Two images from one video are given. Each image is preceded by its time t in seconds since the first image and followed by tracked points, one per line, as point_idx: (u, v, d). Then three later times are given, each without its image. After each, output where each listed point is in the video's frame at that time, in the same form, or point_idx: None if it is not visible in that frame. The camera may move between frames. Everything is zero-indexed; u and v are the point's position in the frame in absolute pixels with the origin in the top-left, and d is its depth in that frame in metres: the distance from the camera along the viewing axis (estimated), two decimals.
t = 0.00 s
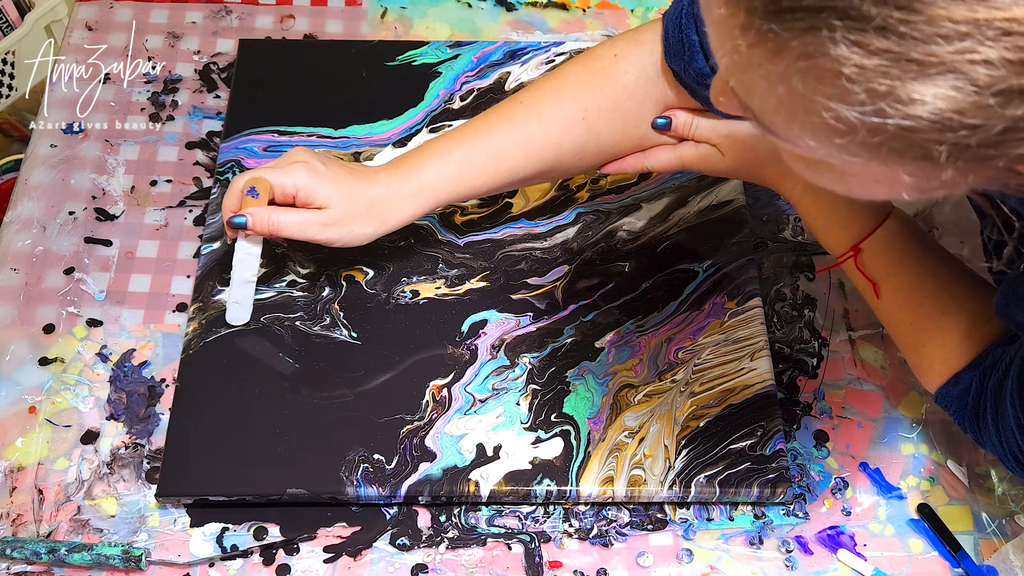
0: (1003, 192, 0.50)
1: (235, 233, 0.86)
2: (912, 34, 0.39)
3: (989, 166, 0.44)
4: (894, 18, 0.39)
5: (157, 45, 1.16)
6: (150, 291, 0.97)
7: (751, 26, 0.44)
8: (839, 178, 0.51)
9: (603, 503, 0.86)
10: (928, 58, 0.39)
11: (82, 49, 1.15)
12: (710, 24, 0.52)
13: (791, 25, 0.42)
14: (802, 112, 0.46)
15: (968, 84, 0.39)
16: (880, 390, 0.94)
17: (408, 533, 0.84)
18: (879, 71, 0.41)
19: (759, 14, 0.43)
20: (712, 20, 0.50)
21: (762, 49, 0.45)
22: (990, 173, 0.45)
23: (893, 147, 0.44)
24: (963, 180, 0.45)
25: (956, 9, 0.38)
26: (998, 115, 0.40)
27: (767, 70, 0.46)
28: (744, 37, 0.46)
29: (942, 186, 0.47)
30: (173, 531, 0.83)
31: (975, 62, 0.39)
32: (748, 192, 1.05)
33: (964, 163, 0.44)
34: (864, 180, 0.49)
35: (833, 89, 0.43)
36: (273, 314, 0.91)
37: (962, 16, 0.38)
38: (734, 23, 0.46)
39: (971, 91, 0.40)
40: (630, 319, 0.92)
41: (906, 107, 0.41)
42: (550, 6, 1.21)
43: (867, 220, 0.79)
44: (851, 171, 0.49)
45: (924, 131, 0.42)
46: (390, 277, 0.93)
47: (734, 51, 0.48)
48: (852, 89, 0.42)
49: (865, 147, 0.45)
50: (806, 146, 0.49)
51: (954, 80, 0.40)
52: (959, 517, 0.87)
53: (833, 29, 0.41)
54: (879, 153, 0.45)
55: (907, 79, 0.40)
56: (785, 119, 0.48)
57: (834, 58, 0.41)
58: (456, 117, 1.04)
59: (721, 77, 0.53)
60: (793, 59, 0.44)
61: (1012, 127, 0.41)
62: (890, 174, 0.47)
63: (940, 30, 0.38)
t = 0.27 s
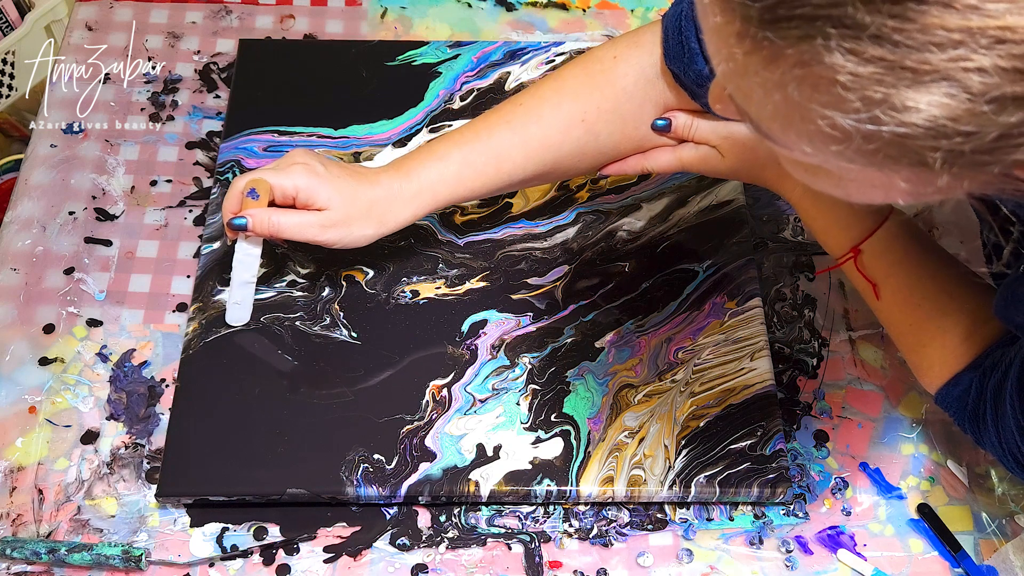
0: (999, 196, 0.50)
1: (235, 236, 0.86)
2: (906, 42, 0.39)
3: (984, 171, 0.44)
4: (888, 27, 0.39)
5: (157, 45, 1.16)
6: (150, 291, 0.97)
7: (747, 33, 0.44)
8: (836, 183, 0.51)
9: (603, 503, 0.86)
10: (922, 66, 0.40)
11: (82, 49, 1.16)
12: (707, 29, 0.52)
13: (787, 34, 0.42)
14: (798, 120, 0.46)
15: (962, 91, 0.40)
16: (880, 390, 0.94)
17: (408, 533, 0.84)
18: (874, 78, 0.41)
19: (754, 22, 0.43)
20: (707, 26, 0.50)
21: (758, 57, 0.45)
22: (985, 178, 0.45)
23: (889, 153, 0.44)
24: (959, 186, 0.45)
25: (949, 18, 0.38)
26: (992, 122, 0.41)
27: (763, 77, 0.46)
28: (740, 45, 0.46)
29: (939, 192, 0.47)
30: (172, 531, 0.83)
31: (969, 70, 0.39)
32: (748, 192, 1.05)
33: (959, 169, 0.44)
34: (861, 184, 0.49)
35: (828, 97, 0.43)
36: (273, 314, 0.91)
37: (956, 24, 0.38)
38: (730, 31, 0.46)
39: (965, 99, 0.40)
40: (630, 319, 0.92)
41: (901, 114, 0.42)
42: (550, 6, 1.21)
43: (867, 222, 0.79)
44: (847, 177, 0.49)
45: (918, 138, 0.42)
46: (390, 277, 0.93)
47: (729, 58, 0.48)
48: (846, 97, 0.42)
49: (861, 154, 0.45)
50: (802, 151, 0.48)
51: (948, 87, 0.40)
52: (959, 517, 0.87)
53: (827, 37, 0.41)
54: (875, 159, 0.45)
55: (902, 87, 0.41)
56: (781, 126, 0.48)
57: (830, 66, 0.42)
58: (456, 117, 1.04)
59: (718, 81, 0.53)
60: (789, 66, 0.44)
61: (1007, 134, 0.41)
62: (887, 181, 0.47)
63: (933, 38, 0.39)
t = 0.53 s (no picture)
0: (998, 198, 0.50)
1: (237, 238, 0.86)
2: (901, 47, 0.39)
3: (980, 175, 0.44)
4: (884, 32, 0.39)
5: (157, 45, 1.16)
6: (150, 291, 0.97)
7: (743, 38, 0.44)
8: (834, 185, 0.51)
9: (603, 503, 0.86)
10: (918, 71, 0.39)
11: (82, 49, 1.16)
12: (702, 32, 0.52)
13: (783, 39, 0.42)
14: (795, 125, 0.46)
15: (958, 96, 0.40)
16: (880, 390, 0.94)
17: (408, 533, 0.84)
18: (870, 83, 0.41)
19: (751, 27, 0.43)
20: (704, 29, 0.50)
21: (754, 61, 0.44)
22: (982, 181, 0.45)
23: (885, 157, 0.44)
24: (956, 189, 0.45)
25: (944, 23, 0.38)
26: (987, 126, 0.41)
27: (760, 82, 0.45)
28: (737, 49, 0.45)
29: (936, 195, 0.47)
30: (172, 531, 0.83)
31: (965, 75, 0.39)
32: (748, 192, 1.05)
33: (956, 173, 0.44)
34: (859, 187, 0.49)
35: (824, 102, 0.43)
36: (273, 314, 0.91)
37: (951, 30, 0.38)
38: (727, 35, 0.45)
39: (961, 103, 0.40)
40: (630, 319, 0.92)
41: (898, 119, 0.42)
42: (550, 6, 1.21)
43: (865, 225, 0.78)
44: (844, 180, 0.49)
45: (914, 142, 0.42)
46: (390, 277, 0.93)
47: (726, 62, 0.48)
48: (842, 102, 0.42)
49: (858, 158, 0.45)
50: (800, 154, 0.48)
51: (944, 92, 0.40)
52: (959, 517, 0.87)
53: (823, 42, 0.41)
54: (873, 163, 0.45)
55: (898, 91, 0.40)
56: (778, 130, 0.48)
57: (825, 71, 0.41)
58: (456, 117, 1.04)
59: (717, 84, 0.53)
60: (786, 72, 0.43)
61: (1002, 138, 0.42)
62: (883, 183, 0.47)
63: (929, 44, 0.39)
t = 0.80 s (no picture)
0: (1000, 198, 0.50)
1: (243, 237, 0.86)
2: (907, 47, 0.39)
3: (984, 175, 0.44)
4: (890, 32, 0.39)
5: (157, 45, 1.16)
6: (150, 291, 0.97)
7: (749, 37, 0.44)
8: (838, 185, 0.51)
9: (603, 503, 0.86)
10: (923, 72, 0.39)
11: (82, 49, 1.16)
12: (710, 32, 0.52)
13: (788, 38, 0.42)
14: (801, 124, 0.46)
15: (964, 96, 0.40)
16: (880, 390, 0.94)
17: (408, 533, 0.84)
18: (875, 83, 0.41)
19: (757, 27, 0.43)
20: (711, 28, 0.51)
21: (760, 61, 0.45)
22: (986, 182, 0.45)
23: (890, 157, 0.44)
24: (960, 189, 0.45)
25: (951, 23, 0.38)
26: (993, 126, 0.41)
27: (765, 81, 0.46)
28: (743, 49, 0.46)
29: (941, 194, 0.47)
30: (172, 531, 0.83)
31: (971, 75, 0.39)
32: (748, 192, 1.05)
33: (960, 172, 0.44)
34: (864, 187, 0.49)
35: (829, 102, 0.43)
36: (273, 314, 0.91)
37: (957, 30, 0.38)
38: (733, 35, 0.46)
39: (967, 103, 0.40)
40: (630, 319, 0.92)
41: (903, 119, 0.41)
42: (550, 6, 1.21)
43: (869, 224, 0.78)
44: (849, 179, 0.49)
45: (919, 143, 0.42)
46: (390, 277, 0.93)
47: (732, 62, 0.48)
48: (848, 101, 0.42)
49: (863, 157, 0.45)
50: (805, 153, 0.49)
51: (950, 92, 0.40)
52: (959, 517, 0.87)
53: (829, 41, 0.41)
54: (877, 162, 0.45)
55: (904, 91, 0.40)
56: (783, 130, 0.48)
57: (831, 71, 0.42)
58: (456, 117, 1.04)
59: (720, 84, 0.53)
60: (790, 71, 0.44)
61: (1007, 138, 0.41)
62: (888, 183, 0.47)
63: (935, 44, 0.39)
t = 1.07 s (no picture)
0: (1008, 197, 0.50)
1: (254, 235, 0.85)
2: (923, 46, 0.39)
3: (997, 174, 0.44)
4: (906, 30, 0.39)
5: (157, 45, 1.16)
6: (150, 291, 0.97)
7: (763, 35, 0.44)
8: (847, 184, 0.51)
9: (603, 503, 0.86)
10: (939, 70, 0.39)
11: (82, 49, 1.16)
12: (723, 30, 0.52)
13: (802, 36, 0.42)
14: (812, 122, 0.46)
15: (979, 95, 0.40)
16: (880, 390, 0.94)
17: (408, 533, 0.84)
18: (890, 82, 0.41)
19: (770, 24, 0.43)
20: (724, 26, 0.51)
21: (773, 59, 0.45)
22: (998, 181, 0.45)
23: (903, 156, 0.44)
24: (973, 188, 0.45)
25: (968, 22, 0.38)
26: (1007, 126, 0.41)
27: (778, 79, 0.46)
28: (757, 47, 0.46)
29: (953, 193, 0.47)
30: (173, 530, 0.83)
31: (986, 74, 0.39)
32: (749, 192, 1.05)
33: (973, 172, 0.44)
34: (874, 185, 0.49)
35: (843, 100, 0.43)
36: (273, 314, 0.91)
37: (973, 28, 0.38)
38: (747, 33, 0.46)
39: (982, 102, 0.40)
40: (630, 319, 0.92)
41: (918, 117, 0.41)
42: (550, 6, 1.21)
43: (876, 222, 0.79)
44: (860, 178, 0.49)
45: (934, 142, 0.42)
46: (390, 277, 0.93)
47: (746, 59, 0.48)
48: (863, 100, 0.42)
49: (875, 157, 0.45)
50: (816, 152, 0.49)
51: (965, 91, 0.40)
52: (959, 517, 0.87)
53: (845, 40, 0.41)
54: (890, 162, 0.45)
55: (919, 90, 0.40)
56: (795, 129, 0.48)
57: (846, 69, 0.42)
58: (455, 117, 1.04)
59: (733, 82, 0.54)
60: (804, 70, 0.44)
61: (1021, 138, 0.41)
62: (900, 182, 0.47)
63: (951, 42, 0.38)
